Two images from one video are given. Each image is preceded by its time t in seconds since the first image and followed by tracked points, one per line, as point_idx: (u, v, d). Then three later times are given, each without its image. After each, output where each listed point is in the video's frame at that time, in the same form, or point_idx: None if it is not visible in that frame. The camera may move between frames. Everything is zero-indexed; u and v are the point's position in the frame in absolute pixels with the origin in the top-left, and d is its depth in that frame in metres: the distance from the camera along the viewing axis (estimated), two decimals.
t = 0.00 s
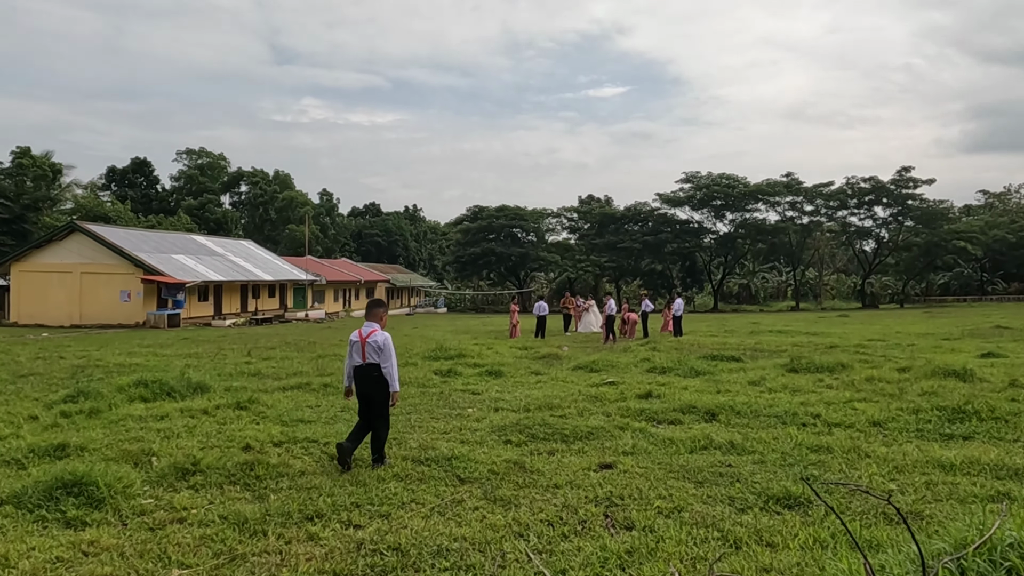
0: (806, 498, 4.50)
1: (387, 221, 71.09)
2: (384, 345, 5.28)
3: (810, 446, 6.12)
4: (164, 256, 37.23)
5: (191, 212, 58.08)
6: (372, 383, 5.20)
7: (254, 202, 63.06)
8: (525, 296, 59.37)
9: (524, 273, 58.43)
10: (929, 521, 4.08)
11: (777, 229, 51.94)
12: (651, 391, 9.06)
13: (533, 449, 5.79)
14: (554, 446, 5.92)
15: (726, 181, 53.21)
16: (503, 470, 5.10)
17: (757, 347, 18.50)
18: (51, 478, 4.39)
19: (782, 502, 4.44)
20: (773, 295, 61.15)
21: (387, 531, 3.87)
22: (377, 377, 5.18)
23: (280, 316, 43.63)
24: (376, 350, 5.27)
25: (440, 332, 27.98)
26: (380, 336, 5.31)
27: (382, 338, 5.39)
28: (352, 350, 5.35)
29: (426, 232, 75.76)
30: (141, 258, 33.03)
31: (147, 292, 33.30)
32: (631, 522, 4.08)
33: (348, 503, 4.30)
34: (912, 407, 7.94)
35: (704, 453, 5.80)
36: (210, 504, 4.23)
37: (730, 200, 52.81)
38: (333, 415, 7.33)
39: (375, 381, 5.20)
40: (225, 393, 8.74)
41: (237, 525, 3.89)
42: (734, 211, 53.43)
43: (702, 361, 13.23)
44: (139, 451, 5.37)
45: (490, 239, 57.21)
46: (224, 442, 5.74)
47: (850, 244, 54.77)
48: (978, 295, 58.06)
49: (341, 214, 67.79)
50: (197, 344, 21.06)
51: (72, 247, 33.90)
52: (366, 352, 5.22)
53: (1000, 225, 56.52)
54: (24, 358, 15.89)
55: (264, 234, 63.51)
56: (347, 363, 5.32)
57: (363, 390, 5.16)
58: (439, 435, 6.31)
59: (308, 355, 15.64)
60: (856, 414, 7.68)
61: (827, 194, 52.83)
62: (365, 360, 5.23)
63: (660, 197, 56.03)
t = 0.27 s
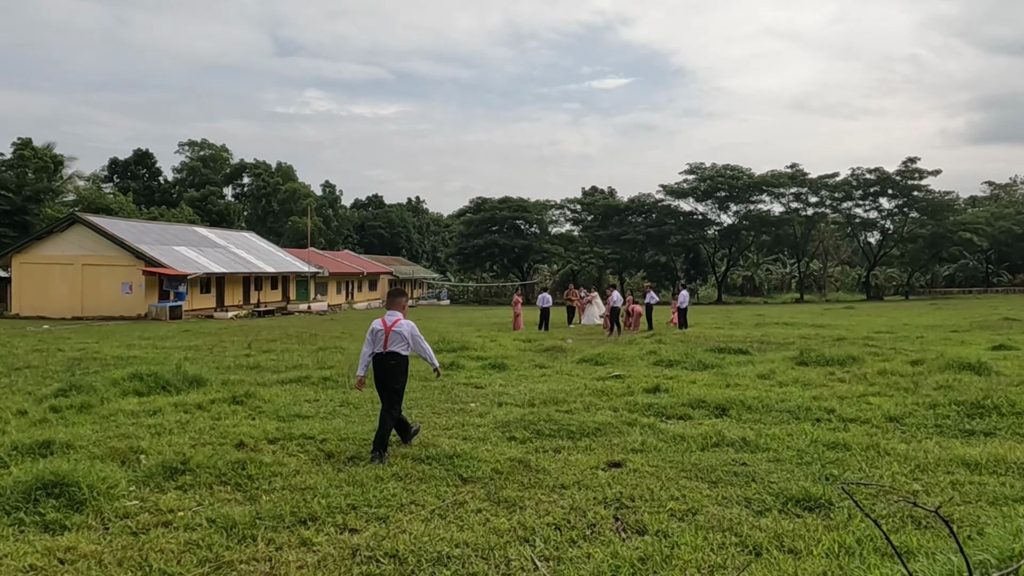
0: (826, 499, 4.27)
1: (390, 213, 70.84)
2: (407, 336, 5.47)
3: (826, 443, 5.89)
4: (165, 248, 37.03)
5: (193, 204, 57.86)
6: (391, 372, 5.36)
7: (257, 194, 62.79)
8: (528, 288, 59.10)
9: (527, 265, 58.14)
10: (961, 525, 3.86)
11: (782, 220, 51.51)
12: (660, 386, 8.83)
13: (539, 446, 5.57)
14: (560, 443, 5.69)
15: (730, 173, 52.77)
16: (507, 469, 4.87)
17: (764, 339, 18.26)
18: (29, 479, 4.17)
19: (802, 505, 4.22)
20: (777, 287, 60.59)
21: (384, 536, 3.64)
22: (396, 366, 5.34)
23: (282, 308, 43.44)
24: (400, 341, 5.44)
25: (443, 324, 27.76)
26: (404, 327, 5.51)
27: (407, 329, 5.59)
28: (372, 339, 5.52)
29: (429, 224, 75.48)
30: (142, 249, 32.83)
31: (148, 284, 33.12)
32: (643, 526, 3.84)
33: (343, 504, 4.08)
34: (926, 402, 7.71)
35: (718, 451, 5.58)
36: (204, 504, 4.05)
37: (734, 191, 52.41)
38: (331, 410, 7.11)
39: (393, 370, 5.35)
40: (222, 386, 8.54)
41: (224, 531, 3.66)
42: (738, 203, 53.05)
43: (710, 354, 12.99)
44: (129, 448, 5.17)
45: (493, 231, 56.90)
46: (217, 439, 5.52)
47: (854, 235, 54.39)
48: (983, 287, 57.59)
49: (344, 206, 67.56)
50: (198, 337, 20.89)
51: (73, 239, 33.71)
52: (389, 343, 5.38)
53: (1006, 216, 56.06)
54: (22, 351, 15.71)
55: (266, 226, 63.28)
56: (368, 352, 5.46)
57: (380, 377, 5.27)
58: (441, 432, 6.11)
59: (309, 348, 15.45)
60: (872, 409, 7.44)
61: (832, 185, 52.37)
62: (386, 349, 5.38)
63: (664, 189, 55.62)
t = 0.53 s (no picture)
0: (850, 499, 4.03)
1: (389, 206, 70.52)
2: (424, 320, 5.68)
3: (842, 438, 5.65)
4: (162, 241, 36.73)
5: (191, 197, 57.52)
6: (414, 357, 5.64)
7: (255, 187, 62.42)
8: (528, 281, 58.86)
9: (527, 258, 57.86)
10: (997, 528, 3.63)
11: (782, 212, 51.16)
12: (666, 378, 8.59)
13: (544, 443, 5.32)
14: (567, 439, 5.45)
15: (731, 165, 52.40)
16: (510, 467, 4.63)
17: (767, 331, 18.00)
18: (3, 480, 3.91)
19: (824, 506, 3.97)
20: (777, 280, 60.27)
21: (380, 541, 3.39)
22: (419, 352, 5.62)
23: (281, 301, 43.17)
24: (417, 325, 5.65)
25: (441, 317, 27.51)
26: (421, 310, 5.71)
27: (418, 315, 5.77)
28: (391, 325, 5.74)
29: (428, 217, 75.15)
30: (139, 242, 32.53)
31: (145, 277, 32.85)
32: (657, 529, 3.60)
33: (337, 506, 3.84)
34: (941, 395, 7.46)
35: (732, 447, 5.33)
36: (192, 506, 3.81)
37: (734, 183, 52.06)
38: (327, 405, 6.85)
39: (417, 355, 5.62)
40: (216, 380, 8.30)
41: (209, 537, 3.41)
42: (738, 195, 52.71)
43: (714, 346, 12.75)
44: (113, 446, 4.92)
45: (492, 223, 56.57)
46: (206, 436, 5.28)
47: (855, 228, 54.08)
48: (984, 279, 57.31)
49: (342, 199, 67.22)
50: (194, 330, 20.65)
51: (69, 232, 33.41)
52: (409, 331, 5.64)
53: (1007, 208, 55.76)
54: (15, 344, 15.48)
55: (265, 219, 62.95)
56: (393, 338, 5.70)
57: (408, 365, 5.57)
58: (442, 427, 5.87)
59: (306, 341, 15.22)
60: (886, 402, 7.19)
61: (833, 177, 52.00)
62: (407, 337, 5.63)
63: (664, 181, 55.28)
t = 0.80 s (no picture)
0: (891, 508, 3.74)
1: (386, 199, 70.11)
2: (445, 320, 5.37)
3: (867, 438, 5.37)
4: (158, 235, 36.33)
5: (187, 190, 57.04)
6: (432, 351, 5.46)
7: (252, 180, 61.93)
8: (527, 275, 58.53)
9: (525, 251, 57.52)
10: None
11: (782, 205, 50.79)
12: (676, 375, 8.30)
13: (557, 446, 5.04)
14: (580, 442, 5.16)
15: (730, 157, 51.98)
16: (522, 472, 4.33)
17: (772, 325, 17.72)
18: None
19: (862, 515, 3.68)
20: (776, 273, 59.45)
21: (385, 559, 3.10)
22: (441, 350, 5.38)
23: (278, 295, 42.83)
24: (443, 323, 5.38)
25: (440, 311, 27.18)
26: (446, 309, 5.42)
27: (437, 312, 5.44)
28: (419, 323, 5.52)
29: (426, 210, 74.72)
30: (134, 236, 32.14)
31: (141, 271, 32.49)
32: (686, 543, 3.31)
33: (338, 517, 3.54)
34: (962, 392, 7.18)
35: (755, 448, 5.06)
36: (182, 519, 3.51)
37: (734, 175, 51.66)
38: (326, 404, 6.55)
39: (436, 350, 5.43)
40: (209, 378, 7.99)
41: (196, 556, 3.11)
42: (738, 187, 52.33)
43: (721, 340, 12.46)
44: (98, 451, 4.61)
45: (490, 217, 56.17)
46: (197, 439, 4.96)
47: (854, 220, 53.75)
48: (983, 272, 57.04)
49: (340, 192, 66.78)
50: (190, 325, 20.30)
51: (64, 226, 33.00)
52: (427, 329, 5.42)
53: (1007, 200, 55.48)
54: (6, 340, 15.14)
55: (262, 213, 62.49)
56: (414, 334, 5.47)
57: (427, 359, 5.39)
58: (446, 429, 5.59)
59: (303, 336, 14.90)
60: (907, 399, 6.91)
61: (833, 169, 51.56)
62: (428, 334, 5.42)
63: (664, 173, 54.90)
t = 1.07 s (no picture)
0: (937, 516, 3.43)
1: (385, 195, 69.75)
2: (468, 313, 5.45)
3: (897, 440, 5.05)
4: (155, 230, 35.98)
5: (185, 186, 56.64)
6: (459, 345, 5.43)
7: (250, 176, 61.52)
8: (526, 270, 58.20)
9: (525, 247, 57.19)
10: None
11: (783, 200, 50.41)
12: (688, 372, 8.00)
13: (569, 448, 4.73)
14: (593, 443, 4.87)
15: (731, 152, 51.60)
16: (534, 477, 4.03)
17: (778, 320, 17.39)
18: None
19: (909, 525, 3.37)
20: (776, 268, 59.61)
21: None
22: (466, 340, 5.33)
23: (276, 291, 42.48)
24: (466, 314, 5.39)
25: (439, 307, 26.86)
26: (469, 300, 5.47)
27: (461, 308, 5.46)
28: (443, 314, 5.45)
29: (425, 206, 74.36)
30: (130, 231, 31.80)
31: (138, 267, 32.15)
32: (718, 558, 3.02)
33: (335, 529, 3.24)
34: (988, 389, 6.87)
35: (779, 450, 4.76)
36: (168, 532, 3.21)
37: (734, 170, 51.29)
38: (324, 403, 6.25)
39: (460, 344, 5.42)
40: (203, 375, 7.69)
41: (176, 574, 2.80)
42: (738, 182, 51.98)
43: (729, 336, 12.14)
44: (79, 455, 4.31)
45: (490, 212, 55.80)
46: (185, 441, 4.68)
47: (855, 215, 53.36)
48: (984, 267, 56.71)
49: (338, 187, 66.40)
50: (186, 321, 19.98)
51: (59, 221, 32.65)
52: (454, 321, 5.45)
53: (1008, 195, 55.11)
54: None
55: (260, 208, 62.11)
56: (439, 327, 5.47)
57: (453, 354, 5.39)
58: (450, 429, 5.30)
59: (301, 332, 14.59)
60: (931, 397, 6.62)
61: (833, 164, 51.15)
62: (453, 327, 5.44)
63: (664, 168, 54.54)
